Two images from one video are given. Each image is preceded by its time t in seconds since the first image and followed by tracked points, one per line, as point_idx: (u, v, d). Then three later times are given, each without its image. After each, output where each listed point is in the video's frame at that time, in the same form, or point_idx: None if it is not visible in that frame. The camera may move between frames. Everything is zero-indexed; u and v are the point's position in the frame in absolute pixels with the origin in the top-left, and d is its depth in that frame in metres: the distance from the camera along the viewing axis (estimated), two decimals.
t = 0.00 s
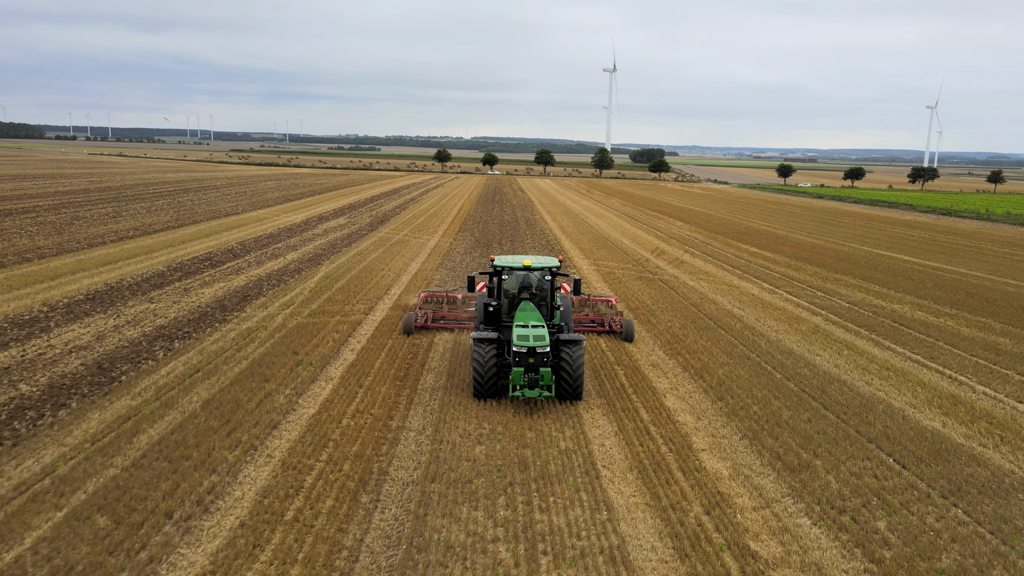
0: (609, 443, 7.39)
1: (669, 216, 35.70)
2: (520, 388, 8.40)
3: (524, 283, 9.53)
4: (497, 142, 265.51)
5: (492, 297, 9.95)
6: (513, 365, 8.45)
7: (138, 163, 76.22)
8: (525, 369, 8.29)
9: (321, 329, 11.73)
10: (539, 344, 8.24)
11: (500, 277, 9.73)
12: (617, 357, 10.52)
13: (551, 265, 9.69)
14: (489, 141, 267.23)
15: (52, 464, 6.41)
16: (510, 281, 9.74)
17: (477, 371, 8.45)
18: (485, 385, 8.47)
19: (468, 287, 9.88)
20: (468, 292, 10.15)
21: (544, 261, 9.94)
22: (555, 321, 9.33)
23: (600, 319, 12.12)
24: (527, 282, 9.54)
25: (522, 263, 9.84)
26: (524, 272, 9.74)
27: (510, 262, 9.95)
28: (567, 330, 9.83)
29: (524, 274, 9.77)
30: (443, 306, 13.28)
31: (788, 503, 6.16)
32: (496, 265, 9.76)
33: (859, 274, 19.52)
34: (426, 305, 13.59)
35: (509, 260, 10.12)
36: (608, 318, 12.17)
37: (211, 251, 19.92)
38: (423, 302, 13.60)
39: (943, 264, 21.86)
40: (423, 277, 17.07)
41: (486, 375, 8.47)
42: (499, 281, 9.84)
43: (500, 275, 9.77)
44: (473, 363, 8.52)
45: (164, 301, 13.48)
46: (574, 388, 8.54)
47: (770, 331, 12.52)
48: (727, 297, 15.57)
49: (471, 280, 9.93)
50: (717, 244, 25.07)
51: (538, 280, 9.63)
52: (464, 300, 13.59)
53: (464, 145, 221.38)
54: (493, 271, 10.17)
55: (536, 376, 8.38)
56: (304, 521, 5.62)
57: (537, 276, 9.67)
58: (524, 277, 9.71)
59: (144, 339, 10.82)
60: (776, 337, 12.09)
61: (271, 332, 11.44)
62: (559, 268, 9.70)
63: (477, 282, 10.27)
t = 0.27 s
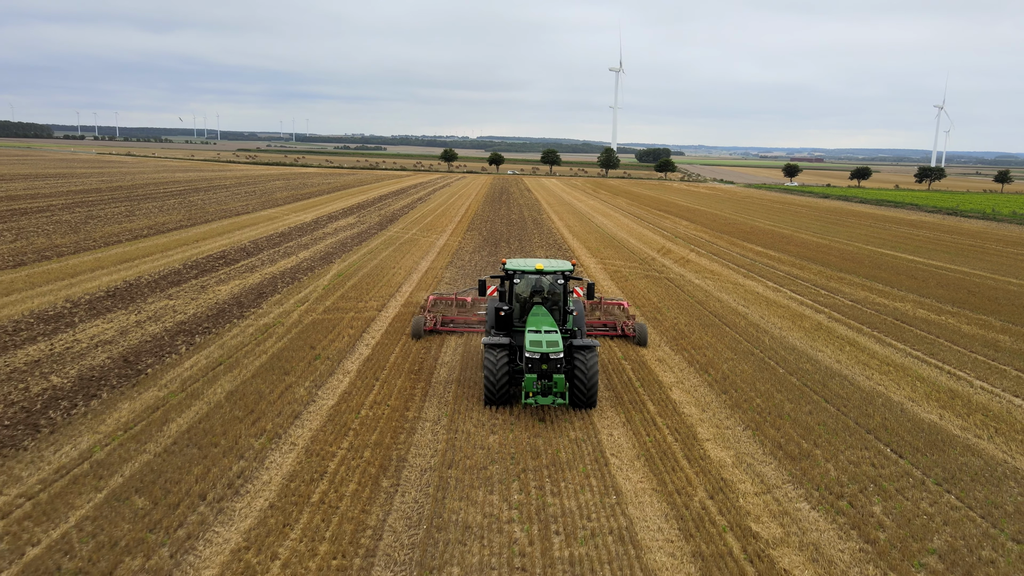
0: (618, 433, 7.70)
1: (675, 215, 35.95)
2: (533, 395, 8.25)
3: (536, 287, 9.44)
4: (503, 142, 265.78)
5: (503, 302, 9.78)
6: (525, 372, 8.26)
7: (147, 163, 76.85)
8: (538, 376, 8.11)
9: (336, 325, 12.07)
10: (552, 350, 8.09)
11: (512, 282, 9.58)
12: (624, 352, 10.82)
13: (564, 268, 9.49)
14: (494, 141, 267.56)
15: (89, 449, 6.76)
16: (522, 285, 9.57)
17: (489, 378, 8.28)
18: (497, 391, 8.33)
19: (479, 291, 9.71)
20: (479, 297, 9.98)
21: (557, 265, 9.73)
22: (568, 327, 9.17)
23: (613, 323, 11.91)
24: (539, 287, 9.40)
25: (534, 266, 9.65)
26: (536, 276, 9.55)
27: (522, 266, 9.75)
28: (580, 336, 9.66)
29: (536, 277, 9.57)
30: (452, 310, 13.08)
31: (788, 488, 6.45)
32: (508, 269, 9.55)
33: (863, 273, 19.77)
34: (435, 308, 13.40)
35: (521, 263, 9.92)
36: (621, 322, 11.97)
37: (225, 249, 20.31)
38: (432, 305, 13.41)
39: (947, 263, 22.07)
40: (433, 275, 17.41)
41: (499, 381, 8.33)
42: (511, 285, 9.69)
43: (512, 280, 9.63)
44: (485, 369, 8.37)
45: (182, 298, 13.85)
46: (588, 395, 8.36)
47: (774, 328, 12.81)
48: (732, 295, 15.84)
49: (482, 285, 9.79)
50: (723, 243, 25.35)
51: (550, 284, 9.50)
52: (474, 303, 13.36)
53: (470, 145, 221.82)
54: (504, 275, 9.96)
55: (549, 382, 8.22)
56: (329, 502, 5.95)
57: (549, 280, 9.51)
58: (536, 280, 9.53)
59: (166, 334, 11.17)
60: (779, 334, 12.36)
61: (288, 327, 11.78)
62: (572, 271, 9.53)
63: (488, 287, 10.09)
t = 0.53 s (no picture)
0: (621, 424, 8.00)
1: (677, 215, 36.21)
2: (542, 404, 7.89)
3: (544, 291, 9.07)
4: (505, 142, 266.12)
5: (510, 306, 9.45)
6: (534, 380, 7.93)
7: (151, 163, 77.26)
8: (547, 384, 7.78)
9: (346, 321, 12.38)
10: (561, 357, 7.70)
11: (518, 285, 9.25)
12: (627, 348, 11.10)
13: (573, 272, 9.12)
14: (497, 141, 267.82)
15: (115, 438, 7.07)
16: (530, 288, 9.26)
17: (496, 386, 7.96)
18: (504, 399, 7.98)
19: (485, 296, 9.33)
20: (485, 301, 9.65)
21: (566, 268, 9.35)
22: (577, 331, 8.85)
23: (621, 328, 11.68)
24: (546, 291, 9.05)
25: (542, 269, 9.27)
26: (544, 280, 9.18)
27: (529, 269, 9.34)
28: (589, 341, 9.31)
29: (544, 281, 9.21)
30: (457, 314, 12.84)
31: (785, 476, 6.73)
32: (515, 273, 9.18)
33: (862, 272, 20.04)
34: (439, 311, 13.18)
35: (528, 267, 9.53)
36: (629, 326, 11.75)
37: (234, 248, 20.64)
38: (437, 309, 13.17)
39: (946, 263, 22.31)
40: (439, 273, 17.72)
41: (506, 389, 7.97)
42: (517, 289, 9.31)
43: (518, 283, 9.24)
44: (492, 376, 8.01)
45: (195, 295, 14.18)
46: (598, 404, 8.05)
47: (773, 325, 13.10)
48: (733, 293, 16.11)
49: (488, 288, 9.41)
50: (724, 243, 25.63)
51: (558, 287, 9.12)
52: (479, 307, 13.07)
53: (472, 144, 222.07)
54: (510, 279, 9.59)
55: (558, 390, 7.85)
56: (346, 488, 6.24)
57: (557, 283, 9.12)
58: (543, 284, 9.16)
59: (181, 330, 11.48)
60: (779, 331, 12.62)
61: (299, 324, 12.09)
62: (581, 275, 9.15)
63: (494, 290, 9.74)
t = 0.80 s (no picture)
0: (622, 416, 8.28)
1: (677, 214, 36.48)
2: (548, 412, 7.70)
3: (549, 296, 8.88)
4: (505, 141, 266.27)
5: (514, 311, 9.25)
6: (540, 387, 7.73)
7: (153, 162, 77.48)
8: (553, 392, 7.58)
9: (353, 318, 12.64)
10: (569, 364, 7.49)
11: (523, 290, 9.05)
12: (627, 344, 11.36)
13: (580, 275, 8.90)
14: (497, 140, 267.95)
15: (136, 428, 7.35)
16: (535, 293, 9.01)
17: (501, 394, 7.75)
18: (509, 407, 7.79)
19: (490, 300, 9.12)
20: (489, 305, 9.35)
21: (572, 272, 9.14)
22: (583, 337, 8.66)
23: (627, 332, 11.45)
24: (552, 295, 8.86)
25: (547, 273, 9.05)
26: (549, 283, 8.99)
27: (534, 273, 9.15)
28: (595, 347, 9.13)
29: (550, 285, 9.00)
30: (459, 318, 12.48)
31: (780, 466, 7.00)
32: (521, 277, 8.96)
33: (860, 270, 20.31)
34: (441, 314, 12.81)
35: (533, 271, 9.30)
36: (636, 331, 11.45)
37: (239, 247, 20.89)
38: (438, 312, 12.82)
39: (943, 262, 22.58)
40: (442, 272, 17.98)
41: (511, 396, 7.77)
42: (522, 293, 9.10)
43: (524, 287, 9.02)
44: (497, 383, 7.82)
45: (204, 293, 14.45)
46: (606, 412, 7.84)
47: (771, 322, 13.37)
48: (732, 292, 16.37)
49: (493, 292, 9.17)
50: (724, 242, 25.89)
51: (564, 291, 8.93)
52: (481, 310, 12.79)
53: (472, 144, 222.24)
54: (516, 282, 9.39)
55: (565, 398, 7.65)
56: (359, 475, 6.53)
57: (564, 287, 8.93)
58: (549, 288, 8.97)
59: (192, 327, 11.76)
60: (777, 328, 12.88)
61: (307, 321, 12.36)
62: (588, 279, 8.93)
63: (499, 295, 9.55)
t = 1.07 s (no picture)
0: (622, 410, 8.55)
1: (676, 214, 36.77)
2: (554, 421, 7.49)
3: (554, 300, 8.59)
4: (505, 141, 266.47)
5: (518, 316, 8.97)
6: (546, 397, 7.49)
7: (154, 161, 77.73)
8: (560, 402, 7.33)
9: (359, 315, 12.90)
10: (576, 373, 7.27)
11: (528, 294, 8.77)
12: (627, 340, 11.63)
13: (587, 280, 8.67)
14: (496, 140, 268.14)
15: (154, 419, 7.64)
16: (540, 298, 8.69)
17: (506, 403, 7.52)
18: (513, 416, 7.58)
19: (493, 304, 8.85)
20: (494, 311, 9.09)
21: (578, 276, 8.90)
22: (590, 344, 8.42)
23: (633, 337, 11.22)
24: (558, 300, 8.58)
25: (553, 277, 8.80)
26: (555, 288, 8.71)
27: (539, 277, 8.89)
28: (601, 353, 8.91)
29: (556, 289, 8.73)
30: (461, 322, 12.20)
31: (776, 456, 7.25)
32: (526, 281, 8.68)
33: (856, 269, 20.58)
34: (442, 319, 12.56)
35: (537, 275, 9.03)
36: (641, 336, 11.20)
37: (244, 245, 21.15)
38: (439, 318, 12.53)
39: (939, 260, 22.87)
40: (445, 270, 18.24)
41: (515, 405, 7.56)
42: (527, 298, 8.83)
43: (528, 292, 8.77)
44: (501, 391, 7.61)
45: (212, 290, 14.72)
46: (614, 422, 7.61)
47: (768, 320, 13.65)
48: (730, 290, 16.64)
49: (496, 296, 8.92)
50: (722, 241, 26.15)
51: (570, 296, 8.66)
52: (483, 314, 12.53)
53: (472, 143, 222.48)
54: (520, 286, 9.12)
55: (571, 407, 7.45)
56: (370, 463, 6.80)
57: (569, 292, 8.67)
58: (554, 293, 8.68)
59: (202, 323, 12.03)
60: (774, 325, 13.15)
61: (314, 318, 12.62)
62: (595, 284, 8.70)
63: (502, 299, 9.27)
